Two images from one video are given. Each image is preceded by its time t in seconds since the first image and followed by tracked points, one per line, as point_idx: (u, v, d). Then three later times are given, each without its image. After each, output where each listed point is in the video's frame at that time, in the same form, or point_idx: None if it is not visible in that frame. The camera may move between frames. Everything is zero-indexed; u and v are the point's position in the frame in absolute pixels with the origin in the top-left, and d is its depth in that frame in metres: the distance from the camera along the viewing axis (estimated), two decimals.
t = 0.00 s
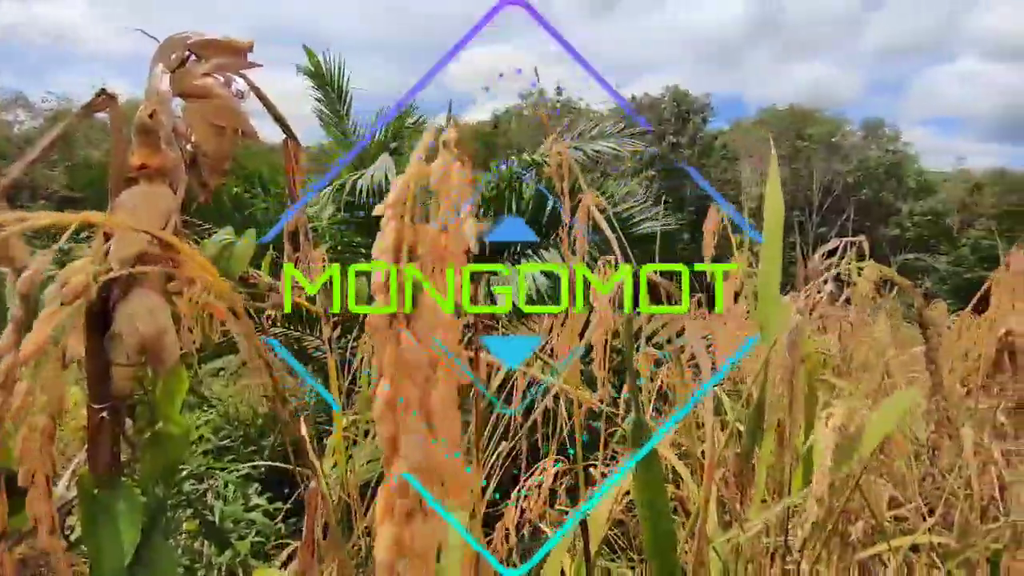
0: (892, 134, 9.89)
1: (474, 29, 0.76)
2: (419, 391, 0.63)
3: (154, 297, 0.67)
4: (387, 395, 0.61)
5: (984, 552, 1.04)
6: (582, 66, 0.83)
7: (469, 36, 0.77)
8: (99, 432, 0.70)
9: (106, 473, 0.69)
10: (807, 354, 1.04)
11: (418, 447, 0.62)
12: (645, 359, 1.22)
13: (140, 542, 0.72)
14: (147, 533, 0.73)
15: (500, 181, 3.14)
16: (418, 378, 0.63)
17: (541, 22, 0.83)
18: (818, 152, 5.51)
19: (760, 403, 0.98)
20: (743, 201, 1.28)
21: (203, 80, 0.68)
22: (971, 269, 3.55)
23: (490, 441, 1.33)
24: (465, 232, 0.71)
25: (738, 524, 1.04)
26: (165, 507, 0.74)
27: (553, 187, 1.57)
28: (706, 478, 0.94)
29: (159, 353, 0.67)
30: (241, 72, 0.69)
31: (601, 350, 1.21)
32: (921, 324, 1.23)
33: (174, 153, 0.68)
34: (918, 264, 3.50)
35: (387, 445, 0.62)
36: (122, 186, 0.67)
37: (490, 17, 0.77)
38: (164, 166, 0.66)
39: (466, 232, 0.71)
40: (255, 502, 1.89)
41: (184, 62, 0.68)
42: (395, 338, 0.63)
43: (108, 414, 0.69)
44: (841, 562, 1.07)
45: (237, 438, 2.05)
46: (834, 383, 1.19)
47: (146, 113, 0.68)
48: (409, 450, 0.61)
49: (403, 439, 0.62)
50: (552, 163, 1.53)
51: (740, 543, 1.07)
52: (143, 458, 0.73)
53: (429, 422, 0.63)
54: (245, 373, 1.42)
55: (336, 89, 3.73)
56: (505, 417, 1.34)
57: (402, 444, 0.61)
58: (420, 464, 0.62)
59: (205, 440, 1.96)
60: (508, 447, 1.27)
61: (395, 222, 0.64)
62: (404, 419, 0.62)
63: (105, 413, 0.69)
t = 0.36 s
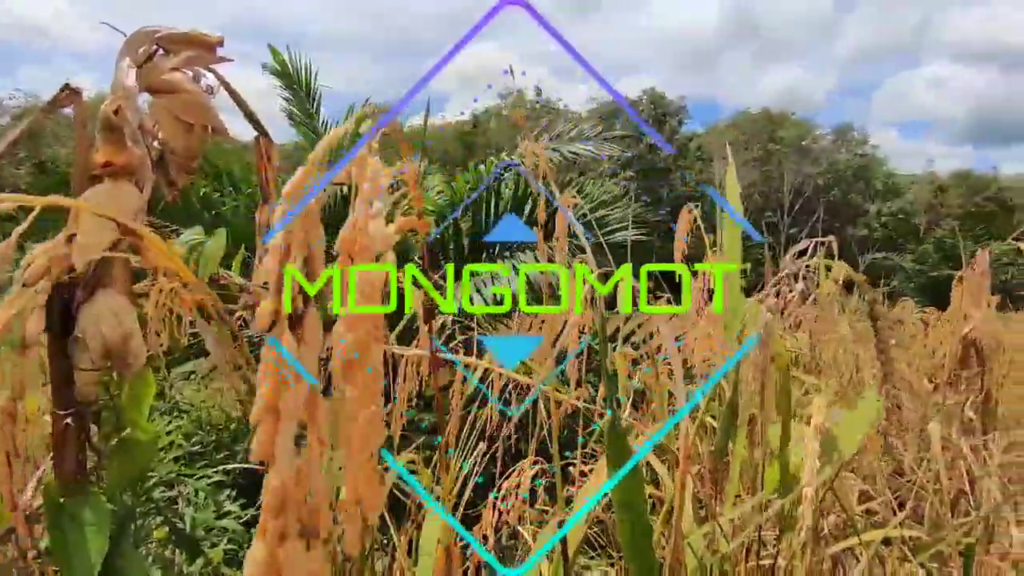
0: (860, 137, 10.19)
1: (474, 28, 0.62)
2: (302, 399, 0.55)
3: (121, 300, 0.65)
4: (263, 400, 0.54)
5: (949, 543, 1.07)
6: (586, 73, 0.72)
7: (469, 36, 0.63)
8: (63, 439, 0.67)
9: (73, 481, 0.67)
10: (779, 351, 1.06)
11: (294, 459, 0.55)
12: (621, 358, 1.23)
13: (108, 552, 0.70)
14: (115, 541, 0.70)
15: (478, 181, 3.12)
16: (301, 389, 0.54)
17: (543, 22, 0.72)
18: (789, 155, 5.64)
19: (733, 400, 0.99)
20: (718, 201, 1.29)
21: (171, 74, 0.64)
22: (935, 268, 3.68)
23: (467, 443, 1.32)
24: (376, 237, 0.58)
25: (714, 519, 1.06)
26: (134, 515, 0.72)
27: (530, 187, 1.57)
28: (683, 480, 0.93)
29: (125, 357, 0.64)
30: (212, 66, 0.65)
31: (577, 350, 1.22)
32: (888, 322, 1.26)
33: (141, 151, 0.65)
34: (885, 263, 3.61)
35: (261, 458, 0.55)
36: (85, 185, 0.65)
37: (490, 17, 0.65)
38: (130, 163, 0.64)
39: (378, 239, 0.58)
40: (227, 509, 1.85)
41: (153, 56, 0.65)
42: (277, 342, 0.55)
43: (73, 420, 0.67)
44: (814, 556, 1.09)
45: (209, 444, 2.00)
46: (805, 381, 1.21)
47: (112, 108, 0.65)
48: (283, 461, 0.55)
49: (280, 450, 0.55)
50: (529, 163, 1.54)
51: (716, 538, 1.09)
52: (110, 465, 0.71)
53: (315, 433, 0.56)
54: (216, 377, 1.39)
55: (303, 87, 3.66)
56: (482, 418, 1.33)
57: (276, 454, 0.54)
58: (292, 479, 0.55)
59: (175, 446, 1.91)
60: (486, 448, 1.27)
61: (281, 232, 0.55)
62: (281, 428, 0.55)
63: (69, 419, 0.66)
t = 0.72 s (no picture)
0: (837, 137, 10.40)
1: (474, 31, 0.67)
2: (280, 428, 0.51)
3: (95, 304, 0.63)
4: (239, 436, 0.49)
5: (926, 535, 1.09)
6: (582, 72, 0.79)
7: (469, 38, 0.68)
8: (40, 448, 0.65)
9: (49, 489, 0.64)
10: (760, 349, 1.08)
11: (274, 492, 0.51)
12: (604, 357, 1.23)
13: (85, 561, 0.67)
14: (92, 550, 0.68)
15: (462, 182, 3.12)
16: (282, 415, 0.51)
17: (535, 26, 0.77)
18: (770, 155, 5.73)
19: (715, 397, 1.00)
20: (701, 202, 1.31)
21: (145, 74, 0.63)
22: (911, 265, 3.76)
23: (451, 444, 1.31)
24: (349, 247, 0.57)
25: (699, 517, 1.07)
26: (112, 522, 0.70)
27: (513, 188, 1.57)
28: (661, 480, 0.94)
29: (98, 362, 0.63)
30: (187, 65, 0.65)
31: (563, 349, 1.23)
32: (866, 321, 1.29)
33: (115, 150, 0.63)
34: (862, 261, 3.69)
35: (235, 496, 0.50)
36: (58, 185, 0.63)
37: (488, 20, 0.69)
38: (103, 163, 0.62)
39: (350, 246, 0.58)
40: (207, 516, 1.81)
41: (126, 56, 0.64)
42: (251, 367, 0.50)
43: (47, 428, 0.65)
44: (796, 551, 1.11)
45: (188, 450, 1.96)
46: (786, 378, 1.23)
47: (83, 109, 0.63)
48: (262, 496, 0.50)
49: (259, 486, 0.50)
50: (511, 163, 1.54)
51: (701, 535, 1.10)
52: (86, 473, 0.69)
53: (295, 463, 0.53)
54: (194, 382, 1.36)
55: (289, 86, 3.62)
56: (468, 419, 1.33)
57: (254, 492, 0.50)
58: (273, 512, 0.51)
59: (153, 452, 1.87)
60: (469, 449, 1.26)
61: (245, 244, 0.50)
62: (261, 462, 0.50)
63: (43, 426, 0.65)
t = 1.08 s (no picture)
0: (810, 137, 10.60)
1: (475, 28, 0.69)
2: (185, 419, 0.46)
3: (59, 304, 0.62)
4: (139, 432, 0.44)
5: (896, 524, 1.12)
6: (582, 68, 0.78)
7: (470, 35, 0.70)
8: (2, 453, 0.63)
9: (12, 495, 0.63)
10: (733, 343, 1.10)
11: (182, 487, 0.45)
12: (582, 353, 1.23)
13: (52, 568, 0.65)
14: (59, 557, 0.66)
15: (442, 179, 3.09)
16: (186, 410, 0.46)
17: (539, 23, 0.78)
18: (746, 153, 5.84)
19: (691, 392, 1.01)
20: (677, 199, 1.32)
21: (111, 66, 0.61)
22: (879, 260, 3.87)
23: (429, 442, 1.30)
24: (264, 235, 0.46)
25: (675, 510, 1.08)
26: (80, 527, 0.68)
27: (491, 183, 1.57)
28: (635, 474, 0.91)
29: (63, 363, 0.61)
30: (153, 56, 0.62)
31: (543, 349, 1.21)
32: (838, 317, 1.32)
33: (78, 145, 0.61)
34: (832, 256, 3.79)
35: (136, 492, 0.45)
36: (17, 182, 0.61)
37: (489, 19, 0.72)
38: (65, 159, 0.60)
39: (269, 236, 0.47)
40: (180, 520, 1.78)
41: (90, 48, 0.61)
42: (150, 359, 0.45)
43: (12, 431, 0.62)
44: (771, 542, 1.13)
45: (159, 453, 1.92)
46: (760, 373, 1.25)
47: (45, 102, 0.60)
48: (165, 492, 0.45)
49: (160, 482, 0.45)
50: (488, 158, 1.53)
51: (677, 529, 1.11)
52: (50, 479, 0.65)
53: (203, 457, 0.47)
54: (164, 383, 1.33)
55: (271, 79, 3.56)
56: (446, 416, 1.32)
57: (155, 488, 0.44)
58: (178, 509, 0.45)
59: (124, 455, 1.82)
60: (447, 447, 1.25)
61: (147, 236, 0.44)
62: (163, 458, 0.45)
63: (7, 430, 0.62)
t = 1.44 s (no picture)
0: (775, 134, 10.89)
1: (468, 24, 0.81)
2: None
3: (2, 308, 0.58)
4: None
5: (856, 511, 1.16)
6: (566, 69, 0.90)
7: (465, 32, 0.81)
8: None
9: None
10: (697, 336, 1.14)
11: None
12: (553, 350, 1.24)
13: None
14: None
15: (412, 175, 3.05)
16: None
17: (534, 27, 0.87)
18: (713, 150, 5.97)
19: (659, 386, 1.03)
20: (643, 197, 1.34)
21: (63, 54, 0.51)
22: (838, 254, 4.03)
23: (400, 441, 1.29)
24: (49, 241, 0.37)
25: (646, 503, 1.10)
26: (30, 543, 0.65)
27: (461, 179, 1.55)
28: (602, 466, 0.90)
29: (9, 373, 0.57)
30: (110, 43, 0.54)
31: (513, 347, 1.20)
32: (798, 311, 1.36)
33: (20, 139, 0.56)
34: (794, 251, 3.92)
35: None
36: None
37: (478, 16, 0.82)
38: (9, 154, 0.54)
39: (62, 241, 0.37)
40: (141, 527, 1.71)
41: (47, 37, 0.55)
42: None
43: None
44: (738, 530, 1.16)
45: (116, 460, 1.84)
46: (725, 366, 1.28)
47: None
48: None
49: None
50: (458, 153, 1.52)
51: (648, 520, 1.13)
52: None
53: None
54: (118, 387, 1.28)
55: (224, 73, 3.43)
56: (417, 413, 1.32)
57: None
58: None
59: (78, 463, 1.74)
60: (419, 445, 1.24)
61: None
62: None
63: None
